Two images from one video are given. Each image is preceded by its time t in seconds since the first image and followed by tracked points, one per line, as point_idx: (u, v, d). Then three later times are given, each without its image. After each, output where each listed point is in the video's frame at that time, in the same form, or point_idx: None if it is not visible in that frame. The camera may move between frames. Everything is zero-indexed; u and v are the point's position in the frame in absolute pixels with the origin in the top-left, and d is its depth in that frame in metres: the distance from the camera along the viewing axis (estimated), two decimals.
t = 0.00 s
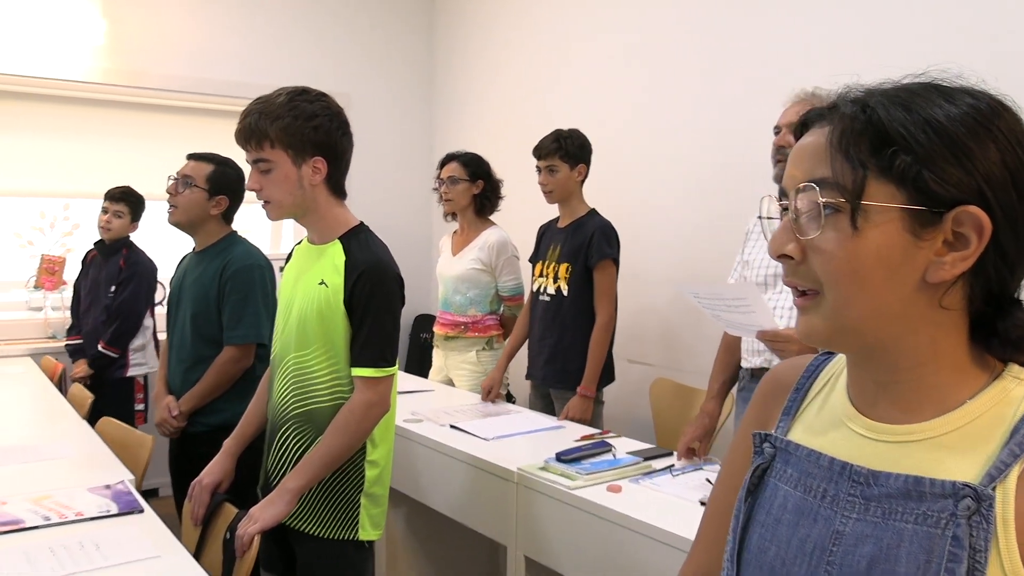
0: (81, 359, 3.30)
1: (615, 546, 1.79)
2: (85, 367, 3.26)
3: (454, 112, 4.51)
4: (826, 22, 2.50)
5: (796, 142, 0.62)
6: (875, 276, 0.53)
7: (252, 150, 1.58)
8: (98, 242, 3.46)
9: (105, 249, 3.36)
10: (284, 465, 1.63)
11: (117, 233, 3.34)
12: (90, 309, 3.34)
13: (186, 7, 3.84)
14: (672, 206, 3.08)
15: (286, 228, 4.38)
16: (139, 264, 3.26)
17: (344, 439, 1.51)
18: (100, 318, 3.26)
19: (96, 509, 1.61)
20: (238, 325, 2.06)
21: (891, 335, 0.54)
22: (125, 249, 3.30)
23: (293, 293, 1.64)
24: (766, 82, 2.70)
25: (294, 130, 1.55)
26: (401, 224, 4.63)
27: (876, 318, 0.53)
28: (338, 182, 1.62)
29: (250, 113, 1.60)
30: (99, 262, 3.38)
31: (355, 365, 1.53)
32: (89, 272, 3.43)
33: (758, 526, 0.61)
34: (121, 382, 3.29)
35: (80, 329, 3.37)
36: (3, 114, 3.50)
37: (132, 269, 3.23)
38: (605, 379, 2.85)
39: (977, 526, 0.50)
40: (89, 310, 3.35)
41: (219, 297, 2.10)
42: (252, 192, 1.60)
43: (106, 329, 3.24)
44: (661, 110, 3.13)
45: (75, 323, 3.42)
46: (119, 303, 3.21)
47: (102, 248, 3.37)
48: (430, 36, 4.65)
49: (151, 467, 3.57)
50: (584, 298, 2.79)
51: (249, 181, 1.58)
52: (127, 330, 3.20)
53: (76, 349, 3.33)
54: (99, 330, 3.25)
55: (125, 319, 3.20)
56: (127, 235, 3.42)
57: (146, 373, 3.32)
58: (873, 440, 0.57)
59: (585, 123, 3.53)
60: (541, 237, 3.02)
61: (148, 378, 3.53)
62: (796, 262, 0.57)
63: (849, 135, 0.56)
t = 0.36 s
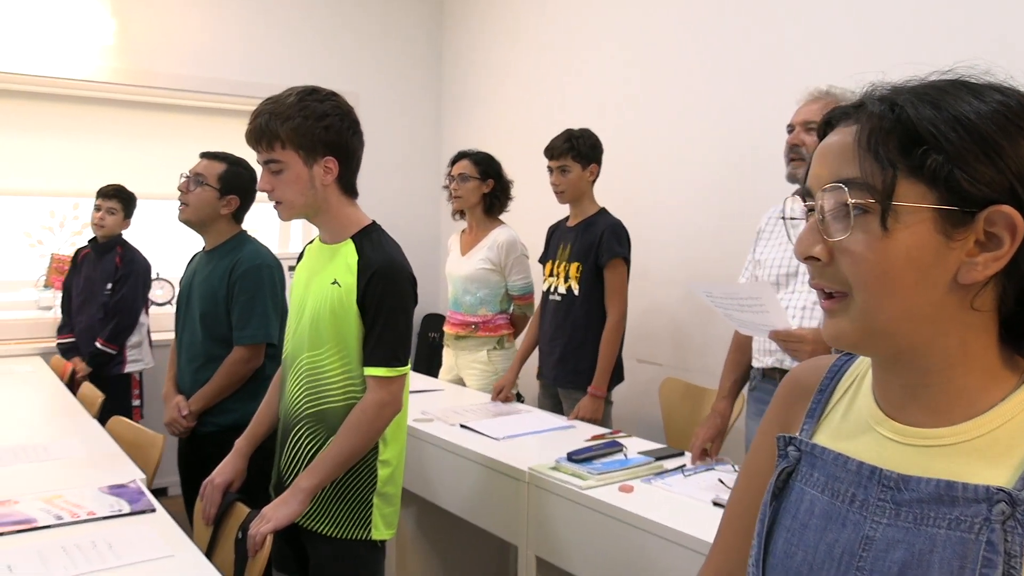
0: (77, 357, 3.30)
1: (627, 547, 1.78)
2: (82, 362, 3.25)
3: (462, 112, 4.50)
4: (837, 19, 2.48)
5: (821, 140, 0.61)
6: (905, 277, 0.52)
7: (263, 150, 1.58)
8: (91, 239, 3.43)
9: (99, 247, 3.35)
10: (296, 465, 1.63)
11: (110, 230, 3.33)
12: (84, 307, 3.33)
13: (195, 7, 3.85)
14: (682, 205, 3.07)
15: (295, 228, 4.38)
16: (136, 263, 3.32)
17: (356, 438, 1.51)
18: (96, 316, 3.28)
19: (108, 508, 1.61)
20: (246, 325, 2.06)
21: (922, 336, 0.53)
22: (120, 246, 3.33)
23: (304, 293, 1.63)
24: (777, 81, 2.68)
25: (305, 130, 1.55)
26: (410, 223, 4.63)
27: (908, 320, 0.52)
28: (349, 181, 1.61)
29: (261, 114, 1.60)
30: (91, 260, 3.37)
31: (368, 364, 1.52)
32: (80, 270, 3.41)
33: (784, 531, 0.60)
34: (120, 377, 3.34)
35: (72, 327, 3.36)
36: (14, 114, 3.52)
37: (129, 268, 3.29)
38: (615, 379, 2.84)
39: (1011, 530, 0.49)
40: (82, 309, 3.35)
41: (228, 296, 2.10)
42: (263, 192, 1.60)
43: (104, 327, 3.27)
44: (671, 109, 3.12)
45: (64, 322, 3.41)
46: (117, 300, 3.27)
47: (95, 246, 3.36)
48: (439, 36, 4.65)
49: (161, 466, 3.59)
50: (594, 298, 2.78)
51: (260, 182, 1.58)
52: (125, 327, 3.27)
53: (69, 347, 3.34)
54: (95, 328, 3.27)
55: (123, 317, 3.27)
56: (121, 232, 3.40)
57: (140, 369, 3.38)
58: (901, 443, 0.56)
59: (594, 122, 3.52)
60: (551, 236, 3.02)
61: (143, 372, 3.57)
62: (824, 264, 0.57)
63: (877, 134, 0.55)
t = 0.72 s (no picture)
0: (83, 357, 3.30)
1: (641, 548, 1.77)
2: (90, 362, 3.27)
3: (471, 111, 4.50)
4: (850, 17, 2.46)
5: (850, 140, 0.60)
6: (941, 280, 0.51)
7: (280, 147, 1.57)
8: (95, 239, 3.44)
9: (102, 246, 3.38)
10: (309, 466, 1.63)
11: (113, 230, 3.34)
12: (90, 308, 3.32)
13: (203, 7, 3.86)
14: (693, 204, 3.05)
15: (304, 227, 4.39)
16: (142, 261, 3.35)
17: (370, 439, 1.51)
18: (102, 314, 3.29)
19: (121, 508, 1.61)
20: (271, 324, 2.07)
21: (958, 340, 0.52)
22: (125, 245, 3.36)
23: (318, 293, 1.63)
24: (789, 78, 2.66)
25: (322, 128, 1.54)
26: (419, 222, 4.63)
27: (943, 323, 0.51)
28: (365, 180, 1.61)
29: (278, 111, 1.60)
30: (96, 260, 3.38)
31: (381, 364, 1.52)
32: (85, 270, 3.41)
33: (814, 537, 0.59)
34: (127, 375, 3.36)
35: (78, 327, 3.36)
36: (25, 113, 3.53)
37: (135, 265, 3.32)
38: (626, 379, 2.83)
39: None
40: (86, 308, 3.33)
41: (250, 294, 2.09)
42: (278, 189, 1.60)
43: (111, 325, 3.29)
44: (681, 107, 3.10)
45: (69, 322, 3.40)
46: (125, 298, 3.29)
47: (99, 246, 3.39)
48: (447, 35, 4.65)
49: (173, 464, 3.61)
50: (605, 297, 2.77)
51: (276, 179, 1.58)
52: (133, 323, 3.30)
53: (75, 348, 3.34)
54: (101, 326, 3.27)
55: (131, 314, 3.29)
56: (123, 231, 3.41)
57: (147, 367, 3.39)
58: (935, 448, 0.55)
59: (604, 121, 3.50)
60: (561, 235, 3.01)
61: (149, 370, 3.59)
62: (855, 267, 0.55)
63: (910, 133, 0.54)
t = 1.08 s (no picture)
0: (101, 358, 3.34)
1: (658, 551, 1.76)
2: (106, 361, 3.29)
3: (481, 112, 4.49)
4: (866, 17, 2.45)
5: (897, 140, 0.60)
6: (997, 283, 0.51)
7: (297, 148, 1.56)
8: (114, 240, 3.46)
9: (122, 246, 3.38)
10: (325, 469, 1.62)
11: (130, 230, 3.33)
12: (109, 308, 3.37)
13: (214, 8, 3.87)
14: (707, 205, 3.04)
15: (315, 228, 4.39)
16: (159, 260, 3.32)
17: (389, 442, 1.50)
18: (121, 314, 3.31)
19: (136, 510, 1.61)
20: (300, 323, 2.08)
21: (1009, 344, 0.51)
22: (143, 246, 3.35)
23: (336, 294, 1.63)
24: (804, 79, 2.65)
25: (339, 129, 1.54)
26: (429, 223, 4.62)
27: (998, 327, 0.51)
28: (382, 181, 1.61)
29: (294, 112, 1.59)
30: (116, 261, 3.41)
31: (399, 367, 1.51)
32: (105, 271, 3.45)
33: (856, 544, 0.59)
34: (144, 376, 3.36)
35: (97, 328, 3.40)
36: (36, 113, 3.54)
37: (152, 265, 3.30)
38: (640, 381, 2.82)
39: None
40: (106, 309, 3.39)
41: (278, 294, 2.10)
42: (295, 191, 1.59)
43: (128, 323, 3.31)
44: (694, 108, 3.09)
45: (90, 324, 3.45)
46: (142, 297, 3.27)
47: (118, 246, 3.39)
48: (458, 36, 4.65)
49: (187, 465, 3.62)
50: (619, 299, 2.76)
51: (294, 180, 1.57)
52: (149, 323, 3.27)
53: (94, 349, 3.37)
54: (119, 326, 3.30)
55: (148, 313, 3.27)
56: (140, 231, 3.40)
57: (165, 368, 3.38)
58: (983, 456, 0.54)
59: (616, 121, 3.49)
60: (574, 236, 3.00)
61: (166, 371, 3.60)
62: (904, 269, 0.55)
63: (964, 133, 0.54)
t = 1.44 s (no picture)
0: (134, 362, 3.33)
1: (682, 556, 1.74)
2: (140, 368, 3.28)
3: (496, 112, 4.48)
4: (888, 16, 2.42)
5: (950, 142, 0.58)
6: None
7: (321, 149, 1.56)
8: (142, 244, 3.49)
9: (147, 249, 3.40)
10: (348, 471, 1.62)
11: (155, 231, 3.36)
12: (140, 311, 3.38)
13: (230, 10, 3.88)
14: (725, 206, 3.01)
15: (330, 229, 4.40)
16: (186, 260, 3.35)
17: (411, 445, 1.49)
18: (150, 317, 3.32)
19: (158, 513, 1.61)
20: (323, 324, 2.08)
21: None
22: (169, 247, 3.37)
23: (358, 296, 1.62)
24: (824, 78, 2.62)
25: (365, 130, 1.53)
26: (443, 224, 4.62)
27: None
28: (406, 183, 1.60)
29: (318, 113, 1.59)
30: (143, 264, 3.43)
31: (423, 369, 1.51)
32: (134, 276, 3.47)
33: (910, 555, 0.58)
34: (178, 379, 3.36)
35: (128, 333, 3.41)
36: (52, 114, 3.57)
37: (179, 265, 3.32)
38: (659, 383, 2.80)
39: None
40: (138, 312, 3.39)
41: (300, 297, 2.10)
42: (319, 192, 1.59)
43: (156, 325, 3.29)
44: (711, 108, 3.06)
45: (122, 329, 3.46)
46: (169, 298, 3.28)
47: (144, 248, 3.42)
48: (472, 36, 4.64)
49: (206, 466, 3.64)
50: (637, 302, 2.74)
51: (317, 181, 1.57)
52: (175, 323, 3.26)
53: (127, 354, 3.38)
54: (148, 329, 3.29)
55: (174, 312, 3.26)
56: (165, 231, 3.43)
57: (197, 370, 3.39)
58: None
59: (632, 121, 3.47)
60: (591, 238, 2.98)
61: (202, 373, 3.61)
62: (960, 273, 0.54)
63: None
